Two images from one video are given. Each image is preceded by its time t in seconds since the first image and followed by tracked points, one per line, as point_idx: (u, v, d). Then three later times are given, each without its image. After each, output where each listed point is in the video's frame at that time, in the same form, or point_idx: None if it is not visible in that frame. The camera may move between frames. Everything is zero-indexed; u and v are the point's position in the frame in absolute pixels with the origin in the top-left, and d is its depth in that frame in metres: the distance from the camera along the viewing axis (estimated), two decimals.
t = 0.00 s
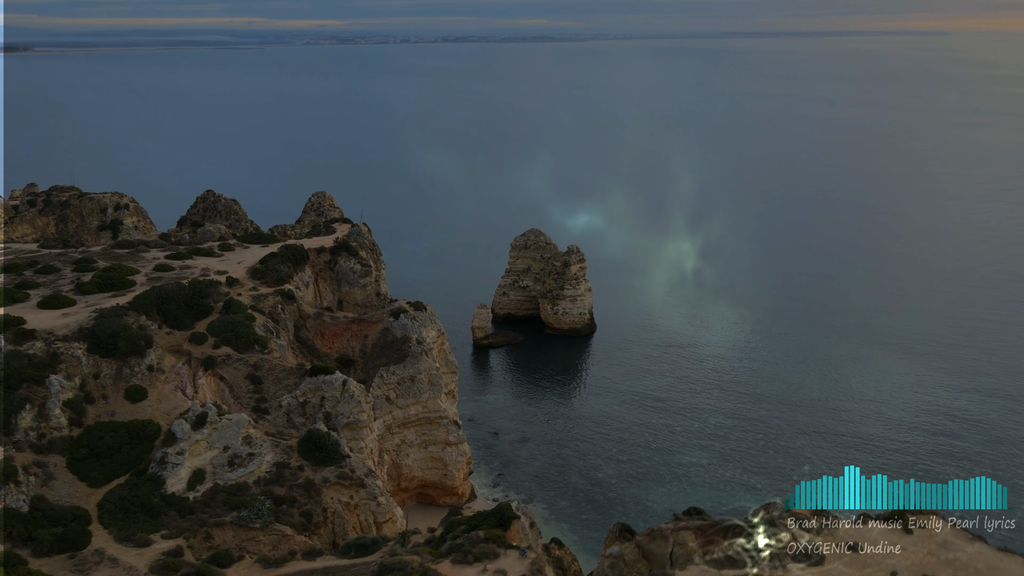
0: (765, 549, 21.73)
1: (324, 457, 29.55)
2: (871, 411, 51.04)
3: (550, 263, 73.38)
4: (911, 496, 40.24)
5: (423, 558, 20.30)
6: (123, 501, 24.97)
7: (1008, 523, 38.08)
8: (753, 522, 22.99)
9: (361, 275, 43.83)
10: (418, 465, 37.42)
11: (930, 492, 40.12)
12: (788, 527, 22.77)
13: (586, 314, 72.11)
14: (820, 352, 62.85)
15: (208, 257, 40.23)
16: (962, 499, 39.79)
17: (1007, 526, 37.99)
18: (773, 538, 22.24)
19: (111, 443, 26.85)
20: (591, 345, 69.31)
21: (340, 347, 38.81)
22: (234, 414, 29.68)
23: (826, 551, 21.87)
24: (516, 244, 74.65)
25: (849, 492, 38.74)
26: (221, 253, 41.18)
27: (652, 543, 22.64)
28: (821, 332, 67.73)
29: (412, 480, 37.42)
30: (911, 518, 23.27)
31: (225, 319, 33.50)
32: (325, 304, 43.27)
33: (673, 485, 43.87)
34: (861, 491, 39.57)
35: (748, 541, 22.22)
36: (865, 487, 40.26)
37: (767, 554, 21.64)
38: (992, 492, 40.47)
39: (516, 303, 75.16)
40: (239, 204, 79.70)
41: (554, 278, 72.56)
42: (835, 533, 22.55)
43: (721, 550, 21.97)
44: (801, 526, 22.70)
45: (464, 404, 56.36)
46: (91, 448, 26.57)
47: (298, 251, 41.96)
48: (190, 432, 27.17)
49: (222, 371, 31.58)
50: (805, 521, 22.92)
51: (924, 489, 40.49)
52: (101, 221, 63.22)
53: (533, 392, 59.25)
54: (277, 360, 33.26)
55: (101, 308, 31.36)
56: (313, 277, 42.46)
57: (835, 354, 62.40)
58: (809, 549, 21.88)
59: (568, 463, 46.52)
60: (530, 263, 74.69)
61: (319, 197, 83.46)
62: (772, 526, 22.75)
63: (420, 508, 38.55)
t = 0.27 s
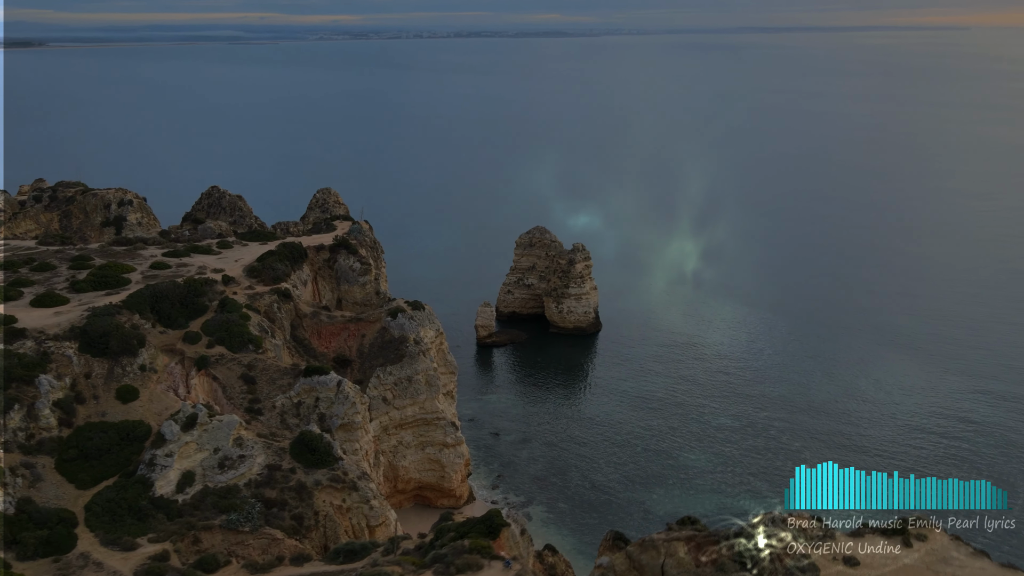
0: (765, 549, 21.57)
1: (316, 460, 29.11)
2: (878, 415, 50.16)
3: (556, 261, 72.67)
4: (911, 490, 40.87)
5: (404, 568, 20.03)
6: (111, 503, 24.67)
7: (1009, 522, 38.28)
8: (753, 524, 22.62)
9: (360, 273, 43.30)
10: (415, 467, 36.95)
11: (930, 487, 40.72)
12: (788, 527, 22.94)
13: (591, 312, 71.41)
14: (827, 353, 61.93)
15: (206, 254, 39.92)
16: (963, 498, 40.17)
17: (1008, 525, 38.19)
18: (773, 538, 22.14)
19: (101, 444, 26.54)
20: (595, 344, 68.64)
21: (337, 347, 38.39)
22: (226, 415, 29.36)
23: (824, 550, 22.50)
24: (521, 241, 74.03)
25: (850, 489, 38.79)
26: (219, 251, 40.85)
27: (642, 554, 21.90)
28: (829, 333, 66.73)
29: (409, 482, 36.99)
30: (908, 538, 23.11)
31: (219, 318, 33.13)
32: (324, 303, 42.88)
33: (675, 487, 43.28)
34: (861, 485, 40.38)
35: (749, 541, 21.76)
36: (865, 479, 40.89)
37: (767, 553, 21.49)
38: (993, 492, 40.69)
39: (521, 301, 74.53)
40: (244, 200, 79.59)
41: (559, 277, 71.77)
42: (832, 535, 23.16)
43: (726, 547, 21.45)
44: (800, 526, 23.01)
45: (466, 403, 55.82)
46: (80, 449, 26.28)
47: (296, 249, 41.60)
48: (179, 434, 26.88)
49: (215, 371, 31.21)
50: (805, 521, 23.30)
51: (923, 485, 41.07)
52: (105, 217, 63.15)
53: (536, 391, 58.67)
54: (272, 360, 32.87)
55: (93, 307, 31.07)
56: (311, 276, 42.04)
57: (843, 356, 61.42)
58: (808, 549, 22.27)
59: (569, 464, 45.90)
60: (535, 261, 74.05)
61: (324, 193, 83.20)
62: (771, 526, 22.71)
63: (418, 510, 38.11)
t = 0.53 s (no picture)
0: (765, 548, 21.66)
1: (308, 462, 28.68)
2: (884, 417, 49.32)
3: (561, 259, 71.93)
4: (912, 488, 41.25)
5: None
6: (97, 506, 24.35)
7: (1009, 522, 37.85)
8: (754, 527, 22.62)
9: (359, 271, 42.85)
10: (412, 469, 36.50)
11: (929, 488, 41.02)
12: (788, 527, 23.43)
13: (596, 311, 70.69)
14: (834, 354, 61.00)
15: (203, 252, 39.63)
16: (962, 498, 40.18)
17: (1009, 525, 37.71)
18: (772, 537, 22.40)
19: (90, 445, 26.22)
20: (600, 344, 67.97)
21: (334, 346, 38.00)
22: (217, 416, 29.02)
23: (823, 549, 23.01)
24: (526, 239, 73.40)
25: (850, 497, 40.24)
26: (217, 249, 40.56)
27: (632, 566, 21.22)
28: (837, 334, 65.69)
29: (406, 484, 36.57)
30: (908, 552, 22.36)
31: (213, 317, 32.76)
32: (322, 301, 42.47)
33: (679, 489, 42.71)
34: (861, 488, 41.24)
35: (749, 541, 22.10)
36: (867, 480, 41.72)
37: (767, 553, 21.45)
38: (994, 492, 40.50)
39: (526, 299, 73.87)
40: (249, 196, 79.61)
41: (564, 275, 71.00)
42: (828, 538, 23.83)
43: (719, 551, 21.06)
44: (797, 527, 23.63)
45: (467, 403, 55.30)
46: (69, 450, 25.99)
47: (294, 247, 41.22)
48: (168, 436, 26.51)
49: (207, 371, 30.85)
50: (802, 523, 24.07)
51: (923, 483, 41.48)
52: (109, 213, 63.23)
53: (538, 391, 58.08)
54: (266, 360, 32.48)
55: (86, 305, 30.81)
56: (309, 274, 41.67)
57: (851, 357, 60.44)
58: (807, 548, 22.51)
59: (570, 466, 45.28)
60: (540, 259, 73.37)
61: (329, 189, 83.06)
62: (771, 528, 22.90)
63: (415, 512, 37.70)
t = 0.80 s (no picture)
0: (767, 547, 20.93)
1: (300, 464, 28.27)
2: (888, 423, 48.56)
3: (565, 257, 71.17)
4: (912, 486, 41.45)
5: None
6: (84, 509, 24.05)
7: (1009, 522, 38.30)
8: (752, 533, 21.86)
9: (358, 270, 42.42)
10: (408, 471, 36.09)
11: (930, 488, 41.25)
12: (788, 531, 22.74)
13: (601, 310, 69.99)
14: (840, 356, 60.15)
15: (200, 250, 39.33)
16: (963, 498, 40.41)
17: (1008, 525, 38.14)
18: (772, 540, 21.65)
19: (79, 446, 25.94)
20: (604, 344, 67.30)
21: (330, 346, 37.61)
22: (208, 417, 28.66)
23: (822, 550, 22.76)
24: (531, 237, 72.68)
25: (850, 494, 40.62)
26: (214, 247, 40.25)
27: None
28: (845, 336, 64.70)
29: (402, 485, 36.19)
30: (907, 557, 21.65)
31: (207, 316, 32.43)
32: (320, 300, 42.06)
33: (683, 492, 42.19)
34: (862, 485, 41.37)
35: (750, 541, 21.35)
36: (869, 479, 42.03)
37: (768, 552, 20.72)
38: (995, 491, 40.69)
39: (530, 297, 73.23)
40: (253, 193, 79.53)
41: (569, 273, 70.25)
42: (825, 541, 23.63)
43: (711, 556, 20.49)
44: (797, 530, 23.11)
45: (468, 402, 54.81)
46: (57, 451, 25.72)
47: (292, 245, 40.82)
48: (156, 438, 26.12)
49: (200, 371, 30.52)
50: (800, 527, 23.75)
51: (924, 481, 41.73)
52: (112, 209, 63.20)
53: (541, 391, 57.50)
54: (259, 361, 32.10)
55: (78, 304, 30.56)
56: (307, 273, 41.27)
57: (859, 360, 59.51)
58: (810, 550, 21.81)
59: (571, 468, 44.68)
60: (545, 257, 72.65)
61: (334, 186, 82.84)
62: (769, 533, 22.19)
63: (411, 514, 37.31)
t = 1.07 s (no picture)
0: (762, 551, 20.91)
1: (290, 467, 27.86)
2: (891, 428, 47.68)
3: (570, 255, 70.32)
4: (911, 486, 41.20)
5: None
6: (69, 512, 23.76)
7: (1009, 522, 37.93)
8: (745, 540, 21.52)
9: (357, 268, 41.94)
10: (404, 473, 35.66)
11: (929, 488, 40.92)
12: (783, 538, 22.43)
13: (606, 309, 69.23)
14: (846, 358, 59.22)
15: (197, 248, 39.01)
16: (963, 498, 40.05)
17: (1008, 525, 37.79)
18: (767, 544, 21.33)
19: (67, 448, 25.64)
20: (609, 343, 66.60)
21: (327, 346, 37.20)
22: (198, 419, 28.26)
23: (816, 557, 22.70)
24: (536, 234, 71.90)
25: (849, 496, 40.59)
26: (212, 244, 39.92)
27: None
28: (854, 338, 63.66)
29: (398, 487, 35.80)
30: (903, 569, 20.55)
31: (201, 316, 32.07)
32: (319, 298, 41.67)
33: (684, 495, 41.63)
34: (861, 488, 41.37)
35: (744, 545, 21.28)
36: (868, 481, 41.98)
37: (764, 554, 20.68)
38: (994, 492, 40.29)
39: (535, 296, 72.55)
40: (257, 189, 79.37)
41: (573, 271, 69.46)
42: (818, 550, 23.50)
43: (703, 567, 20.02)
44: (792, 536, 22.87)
45: (469, 401, 54.38)
46: (45, 453, 25.45)
47: (290, 243, 40.42)
48: (144, 440, 25.74)
49: (192, 371, 30.16)
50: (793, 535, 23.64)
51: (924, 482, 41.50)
52: (116, 205, 63.08)
53: (543, 391, 56.91)
54: (253, 361, 31.71)
55: (70, 303, 30.29)
56: (305, 271, 40.86)
57: (868, 362, 58.50)
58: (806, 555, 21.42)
59: (571, 470, 44.12)
60: (549, 255, 71.85)
61: (339, 182, 82.57)
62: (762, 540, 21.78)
63: (407, 516, 36.91)
